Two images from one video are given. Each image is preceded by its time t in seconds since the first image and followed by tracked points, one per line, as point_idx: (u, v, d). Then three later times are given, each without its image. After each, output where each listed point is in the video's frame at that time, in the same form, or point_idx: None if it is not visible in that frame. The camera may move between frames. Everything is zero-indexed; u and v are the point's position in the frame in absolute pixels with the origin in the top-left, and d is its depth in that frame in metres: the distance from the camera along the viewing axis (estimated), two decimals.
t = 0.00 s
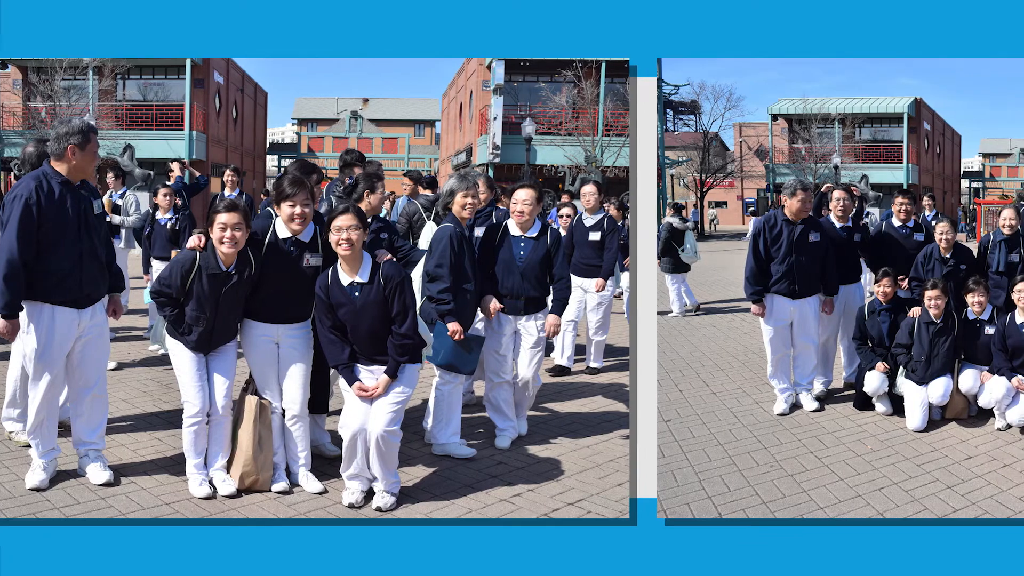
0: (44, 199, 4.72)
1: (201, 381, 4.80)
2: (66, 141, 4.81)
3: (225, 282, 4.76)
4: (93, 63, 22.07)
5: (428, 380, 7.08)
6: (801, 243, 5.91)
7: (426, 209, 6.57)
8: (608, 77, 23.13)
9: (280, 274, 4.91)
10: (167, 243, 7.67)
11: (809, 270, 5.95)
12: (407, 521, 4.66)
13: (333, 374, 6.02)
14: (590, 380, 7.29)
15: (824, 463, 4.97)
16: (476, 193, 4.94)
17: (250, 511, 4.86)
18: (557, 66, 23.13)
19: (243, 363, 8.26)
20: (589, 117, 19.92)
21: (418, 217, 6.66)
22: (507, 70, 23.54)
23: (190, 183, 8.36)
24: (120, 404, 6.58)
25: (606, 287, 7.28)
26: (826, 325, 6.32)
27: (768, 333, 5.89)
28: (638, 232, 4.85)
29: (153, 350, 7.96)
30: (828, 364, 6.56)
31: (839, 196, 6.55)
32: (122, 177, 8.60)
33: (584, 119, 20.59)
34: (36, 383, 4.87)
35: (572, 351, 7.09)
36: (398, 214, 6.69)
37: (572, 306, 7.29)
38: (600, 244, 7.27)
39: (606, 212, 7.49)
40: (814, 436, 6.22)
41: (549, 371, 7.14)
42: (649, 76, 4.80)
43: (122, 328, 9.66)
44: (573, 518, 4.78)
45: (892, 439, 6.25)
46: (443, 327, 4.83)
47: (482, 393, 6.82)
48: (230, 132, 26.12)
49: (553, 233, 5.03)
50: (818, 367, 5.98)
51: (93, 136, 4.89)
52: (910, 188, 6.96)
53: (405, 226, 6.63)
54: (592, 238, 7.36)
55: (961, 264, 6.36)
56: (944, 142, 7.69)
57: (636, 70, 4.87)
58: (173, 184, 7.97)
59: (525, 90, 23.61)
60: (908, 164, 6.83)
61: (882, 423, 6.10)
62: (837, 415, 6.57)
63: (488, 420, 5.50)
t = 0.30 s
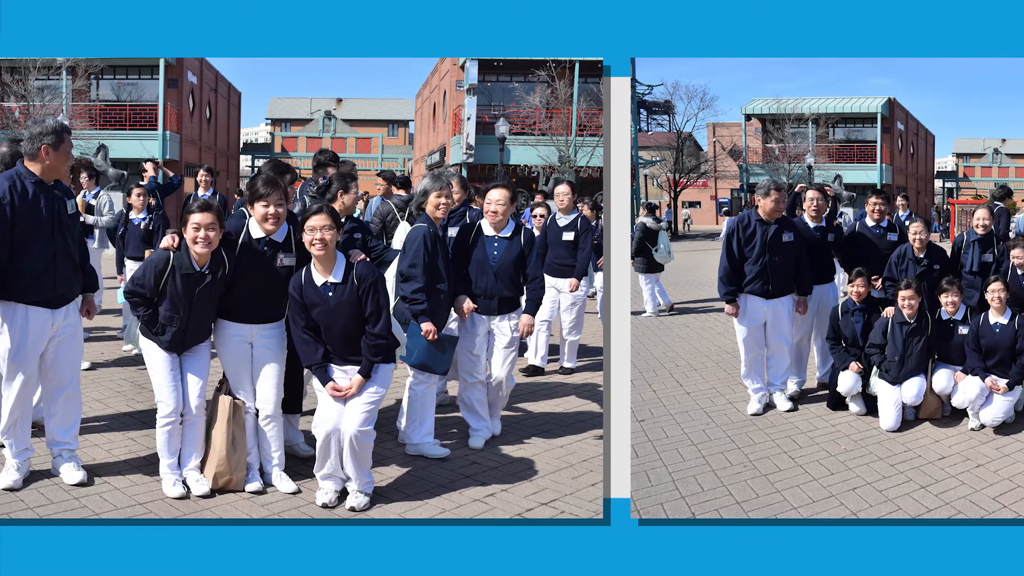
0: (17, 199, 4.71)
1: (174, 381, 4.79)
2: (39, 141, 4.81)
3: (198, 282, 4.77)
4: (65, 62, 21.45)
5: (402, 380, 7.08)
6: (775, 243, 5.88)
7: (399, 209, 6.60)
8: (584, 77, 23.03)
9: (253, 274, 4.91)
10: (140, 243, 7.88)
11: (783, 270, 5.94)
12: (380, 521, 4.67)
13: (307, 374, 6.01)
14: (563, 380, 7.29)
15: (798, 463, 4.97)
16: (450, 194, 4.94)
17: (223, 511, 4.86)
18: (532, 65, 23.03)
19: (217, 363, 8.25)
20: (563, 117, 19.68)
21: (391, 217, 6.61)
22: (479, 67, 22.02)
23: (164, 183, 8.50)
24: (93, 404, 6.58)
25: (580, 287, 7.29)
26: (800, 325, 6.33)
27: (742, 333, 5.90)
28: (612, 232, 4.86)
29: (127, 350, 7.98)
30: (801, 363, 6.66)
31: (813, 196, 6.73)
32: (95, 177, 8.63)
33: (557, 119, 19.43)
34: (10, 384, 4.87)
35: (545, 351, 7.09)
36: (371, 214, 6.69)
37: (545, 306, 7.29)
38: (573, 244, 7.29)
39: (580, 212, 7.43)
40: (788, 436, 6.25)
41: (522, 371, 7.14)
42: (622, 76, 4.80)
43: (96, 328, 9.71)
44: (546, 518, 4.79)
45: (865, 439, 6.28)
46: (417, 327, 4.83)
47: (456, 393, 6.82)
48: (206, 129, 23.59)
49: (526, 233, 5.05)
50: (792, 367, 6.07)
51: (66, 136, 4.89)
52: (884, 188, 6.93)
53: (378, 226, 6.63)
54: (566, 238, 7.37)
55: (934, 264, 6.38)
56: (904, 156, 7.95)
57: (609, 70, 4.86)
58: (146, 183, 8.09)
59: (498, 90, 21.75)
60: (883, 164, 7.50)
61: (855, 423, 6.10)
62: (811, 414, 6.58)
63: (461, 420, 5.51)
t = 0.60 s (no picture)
0: None
1: (148, 381, 4.79)
2: (12, 141, 4.80)
3: (172, 282, 4.76)
4: (34, 60, 20.12)
5: (375, 380, 7.09)
6: (748, 243, 5.87)
7: (373, 208, 6.60)
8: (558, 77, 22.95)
9: (227, 274, 4.91)
10: (115, 244, 7.89)
11: (757, 270, 5.93)
12: (354, 521, 4.67)
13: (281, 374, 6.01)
14: (537, 380, 7.30)
15: (772, 462, 4.97)
16: (424, 193, 4.93)
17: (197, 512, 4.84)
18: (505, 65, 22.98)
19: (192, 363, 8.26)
20: (536, 117, 19.53)
21: (365, 218, 6.66)
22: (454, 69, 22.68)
23: (138, 183, 8.53)
24: (67, 404, 6.59)
25: (554, 287, 7.29)
26: (774, 325, 6.32)
27: (715, 333, 5.90)
28: (586, 231, 4.86)
29: (101, 349, 7.99)
30: (776, 364, 6.67)
31: (792, 196, 6.51)
32: (69, 177, 8.65)
33: (532, 118, 20.28)
34: None
35: (519, 351, 7.08)
36: (345, 213, 6.68)
37: (519, 306, 7.27)
38: (547, 244, 7.25)
39: (553, 212, 7.45)
40: (762, 436, 6.24)
41: (495, 371, 7.13)
42: (596, 76, 4.80)
43: (70, 328, 9.71)
44: (520, 518, 4.79)
45: (839, 439, 6.30)
46: (390, 327, 4.83)
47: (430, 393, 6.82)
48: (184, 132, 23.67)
49: (499, 233, 5.05)
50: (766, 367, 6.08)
51: (41, 136, 4.90)
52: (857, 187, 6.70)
53: (352, 226, 6.62)
54: (540, 237, 7.36)
55: (909, 264, 6.34)
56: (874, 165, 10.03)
57: (583, 70, 4.87)
58: (120, 183, 8.09)
59: (471, 90, 22.66)
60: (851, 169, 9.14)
61: (829, 423, 6.10)
62: (785, 414, 6.58)
63: (435, 419, 5.51)
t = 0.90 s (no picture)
0: None
1: (121, 381, 4.78)
2: None
3: (146, 282, 4.76)
4: (12, 62, 20.00)
5: (350, 380, 7.09)
6: (722, 243, 5.89)
7: (346, 208, 6.52)
8: (531, 78, 22.90)
9: (201, 274, 4.91)
10: (88, 243, 7.94)
11: (730, 270, 5.94)
12: (327, 521, 4.67)
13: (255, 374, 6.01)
14: (511, 380, 7.31)
15: (746, 462, 4.97)
16: (397, 193, 4.94)
17: (170, 511, 4.87)
18: (478, 65, 22.99)
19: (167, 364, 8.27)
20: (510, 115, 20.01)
21: (338, 217, 6.50)
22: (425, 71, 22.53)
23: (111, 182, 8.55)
24: (40, 404, 6.60)
25: (527, 288, 7.29)
26: (747, 325, 6.33)
27: (688, 333, 5.91)
28: (559, 231, 4.85)
29: (75, 350, 8.01)
30: (749, 364, 6.66)
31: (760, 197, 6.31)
32: (43, 177, 8.65)
33: (505, 118, 20.62)
34: None
35: (493, 351, 7.08)
36: (319, 213, 6.66)
37: (492, 306, 7.26)
38: (521, 244, 7.23)
39: (527, 212, 7.43)
40: (735, 436, 6.26)
41: (469, 371, 7.13)
42: (569, 76, 4.79)
43: (44, 328, 9.71)
44: (493, 518, 4.79)
45: (812, 438, 6.31)
46: (364, 327, 4.84)
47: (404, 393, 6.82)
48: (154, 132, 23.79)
49: (473, 233, 5.06)
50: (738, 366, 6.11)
51: (14, 136, 4.90)
52: (829, 189, 6.63)
53: (325, 226, 6.57)
54: (513, 237, 7.32)
55: (882, 264, 6.29)
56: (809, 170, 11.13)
57: (556, 70, 4.86)
58: (94, 183, 8.11)
59: (445, 90, 22.41)
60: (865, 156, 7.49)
61: (803, 423, 6.10)
62: (758, 414, 6.58)
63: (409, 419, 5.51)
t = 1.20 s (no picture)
0: None
1: (94, 381, 4.77)
2: None
3: (119, 282, 4.75)
4: None
5: (323, 380, 7.09)
6: (695, 243, 5.89)
7: (320, 208, 6.38)
8: (504, 78, 23.03)
9: (174, 274, 4.90)
10: (62, 244, 8.06)
11: (703, 270, 5.95)
12: (300, 521, 4.67)
13: (229, 373, 6.01)
14: (484, 380, 7.31)
15: (719, 462, 4.97)
16: (371, 193, 4.95)
17: (144, 511, 4.88)
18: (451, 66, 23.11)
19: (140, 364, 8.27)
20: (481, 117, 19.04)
21: (311, 218, 6.39)
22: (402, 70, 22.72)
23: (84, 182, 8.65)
24: (14, 404, 6.60)
25: (501, 288, 7.29)
26: (721, 325, 6.33)
27: (662, 333, 5.91)
28: (533, 231, 4.85)
29: (48, 349, 8.02)
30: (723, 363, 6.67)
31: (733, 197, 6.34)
32: (16, 177, 8.64)
33: (477, 118, 18.47)
34: None
35: (466, 351, 7.08)
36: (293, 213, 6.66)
37: (466, 306, 7.25)
38: (494, 244, 7.18)
39: (500, 212, 7.41)
40: (709, 436, 6.26)
41: (442, 371, 7.13)
42: (541, 76, 4.79)
43: (16, 328, 9.69)
44: (467, 518, 4.80)
45: (786, 439, 6.32)
46: (338, 327, 4.84)
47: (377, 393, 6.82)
48: (127, 132, 23.41)
49: (446, 233, 5.07)
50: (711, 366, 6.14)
51: None
52: (804, 189, 6.65)
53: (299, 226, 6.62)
54: (486, 238, 7.25)
55: (855, 264, 6.35)
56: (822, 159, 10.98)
57: (529, 71, 4.86)
58: (66, 183, 8.24)
59: (419, 87, 20.38)
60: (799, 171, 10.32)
61: (776, 424, 6.10)
62: (732, 414, 6.59)
63: (382, 419, 5.52)
